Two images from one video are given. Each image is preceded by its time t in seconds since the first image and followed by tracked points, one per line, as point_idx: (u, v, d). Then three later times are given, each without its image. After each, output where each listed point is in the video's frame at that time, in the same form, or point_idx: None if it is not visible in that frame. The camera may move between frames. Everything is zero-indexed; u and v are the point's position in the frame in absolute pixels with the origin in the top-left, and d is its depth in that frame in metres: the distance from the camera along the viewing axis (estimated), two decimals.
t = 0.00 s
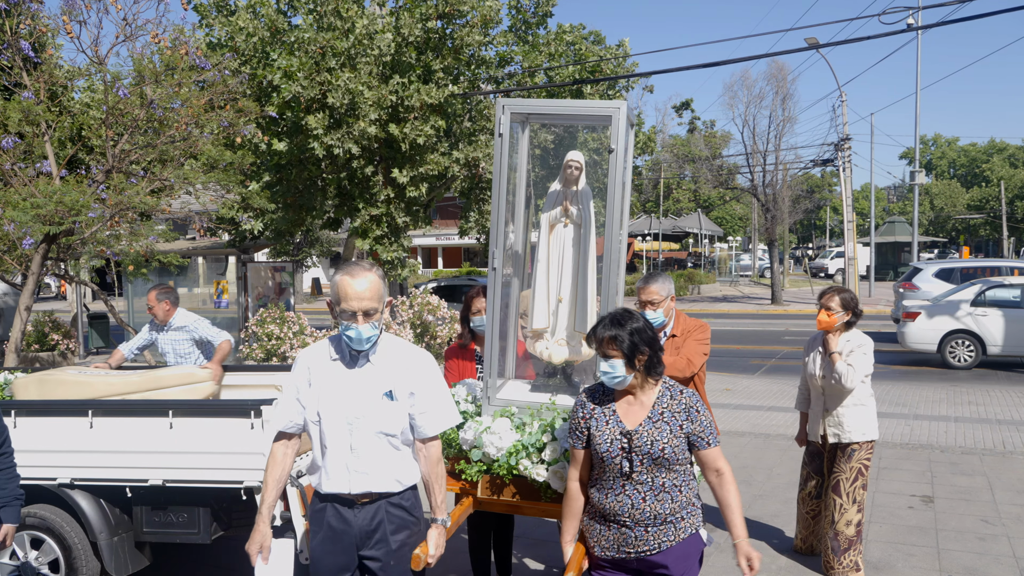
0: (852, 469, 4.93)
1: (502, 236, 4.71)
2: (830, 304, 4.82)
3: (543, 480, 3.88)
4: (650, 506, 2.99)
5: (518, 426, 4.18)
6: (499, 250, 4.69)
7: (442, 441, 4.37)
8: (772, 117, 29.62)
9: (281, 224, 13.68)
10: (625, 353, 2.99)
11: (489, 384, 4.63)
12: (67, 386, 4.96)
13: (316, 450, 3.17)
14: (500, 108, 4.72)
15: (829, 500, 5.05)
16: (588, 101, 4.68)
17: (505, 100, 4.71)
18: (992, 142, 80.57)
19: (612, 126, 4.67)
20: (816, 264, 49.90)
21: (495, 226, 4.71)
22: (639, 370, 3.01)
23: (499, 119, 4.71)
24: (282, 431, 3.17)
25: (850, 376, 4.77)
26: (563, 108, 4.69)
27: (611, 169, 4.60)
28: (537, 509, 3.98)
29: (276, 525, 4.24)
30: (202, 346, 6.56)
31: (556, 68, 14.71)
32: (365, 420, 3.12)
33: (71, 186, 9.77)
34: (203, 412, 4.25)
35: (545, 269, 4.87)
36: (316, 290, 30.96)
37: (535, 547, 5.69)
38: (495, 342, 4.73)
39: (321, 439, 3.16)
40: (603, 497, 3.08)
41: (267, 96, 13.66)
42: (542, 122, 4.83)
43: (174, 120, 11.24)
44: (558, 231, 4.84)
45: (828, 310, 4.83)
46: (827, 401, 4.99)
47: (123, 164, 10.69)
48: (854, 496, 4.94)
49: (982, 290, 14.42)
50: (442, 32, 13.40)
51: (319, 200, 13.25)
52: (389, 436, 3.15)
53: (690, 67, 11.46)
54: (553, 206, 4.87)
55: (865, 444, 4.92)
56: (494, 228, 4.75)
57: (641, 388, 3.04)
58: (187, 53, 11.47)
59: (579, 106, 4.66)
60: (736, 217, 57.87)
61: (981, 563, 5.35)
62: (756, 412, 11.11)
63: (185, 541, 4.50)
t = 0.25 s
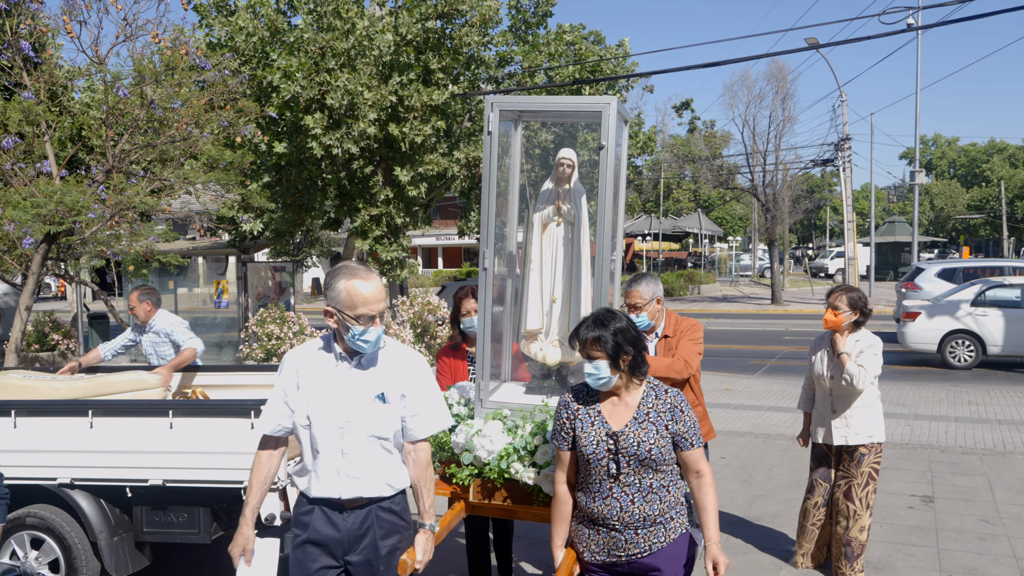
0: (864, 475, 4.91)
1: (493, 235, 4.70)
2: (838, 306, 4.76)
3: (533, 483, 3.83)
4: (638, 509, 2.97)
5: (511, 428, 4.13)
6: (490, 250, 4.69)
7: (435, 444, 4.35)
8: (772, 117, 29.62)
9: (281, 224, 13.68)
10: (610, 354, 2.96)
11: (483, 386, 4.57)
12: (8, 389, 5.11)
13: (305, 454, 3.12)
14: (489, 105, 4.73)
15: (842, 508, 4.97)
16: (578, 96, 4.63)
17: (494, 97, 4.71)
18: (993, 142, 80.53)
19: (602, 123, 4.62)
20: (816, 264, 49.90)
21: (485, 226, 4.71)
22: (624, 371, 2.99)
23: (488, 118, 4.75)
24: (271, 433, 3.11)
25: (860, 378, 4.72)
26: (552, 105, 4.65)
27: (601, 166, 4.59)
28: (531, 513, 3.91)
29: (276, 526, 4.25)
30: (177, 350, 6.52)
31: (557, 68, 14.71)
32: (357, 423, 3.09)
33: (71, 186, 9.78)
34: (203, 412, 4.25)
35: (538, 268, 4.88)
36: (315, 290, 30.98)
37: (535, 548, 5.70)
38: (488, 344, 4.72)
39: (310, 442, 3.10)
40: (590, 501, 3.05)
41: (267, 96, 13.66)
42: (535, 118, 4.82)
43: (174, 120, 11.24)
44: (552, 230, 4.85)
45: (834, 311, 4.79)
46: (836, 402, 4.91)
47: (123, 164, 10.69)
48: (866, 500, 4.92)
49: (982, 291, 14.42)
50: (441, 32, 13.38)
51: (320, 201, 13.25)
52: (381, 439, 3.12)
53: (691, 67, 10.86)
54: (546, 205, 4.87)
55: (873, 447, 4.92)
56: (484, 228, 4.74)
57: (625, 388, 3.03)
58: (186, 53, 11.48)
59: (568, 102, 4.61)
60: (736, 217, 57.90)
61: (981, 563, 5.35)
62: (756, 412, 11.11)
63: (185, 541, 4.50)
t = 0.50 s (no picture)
0: (867, 478, 4.80)
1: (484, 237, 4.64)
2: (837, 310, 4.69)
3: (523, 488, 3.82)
4: (628, 512, 2.93)
5: (501, 431, 4.09)
6: (481, 251, 4.63)
7: (423, 448, 4.30)
8: (772, 117, 29.61)
9: (281, 224, 13.67)
10: (604, 354, 2.96)
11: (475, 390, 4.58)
12: None
13: (279, 463, 3.02)
14: (480, 104, 4.69)
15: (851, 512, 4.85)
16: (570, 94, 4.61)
17: (484, 95, 4.69)
18: (992, 141, 80.52)
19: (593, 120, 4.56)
20: (816, 264, 49.91)
21: (477, 226, 4.65)
22: (618, 372, 2.99)
23: (477, 116, 4.69)
24: (242, 443, 3.01)
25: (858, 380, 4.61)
26: (544, 102, 4.62)
27: (594, 165, 4.52)
28: (522, 518, 3.88)
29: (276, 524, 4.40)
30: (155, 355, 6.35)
31: (557, 68, 14.71)
32: (334, 430, 3.00)
33: (71, 186, 9.78)
34: (203, 412, 4.25)
35: (531, 270, 4.75)
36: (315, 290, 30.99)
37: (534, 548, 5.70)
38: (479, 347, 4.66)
39: (284, 451, 3.01)
40: (579, 505, 3.01)
41: (267, 96, 13.65)
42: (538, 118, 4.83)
43: (174, 120, 11.23)
44: (545, 231, 4.74)
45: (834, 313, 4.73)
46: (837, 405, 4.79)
47: (123, 164, 10.71)
48: (869, 503, 4.84)
49: (982, 291, 14.42)
50: (441, 32, 13.37)
51: (320, 201, 13.25)
52: (359, 445, 3.03)
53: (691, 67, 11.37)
54: (539, 205, 4.76)
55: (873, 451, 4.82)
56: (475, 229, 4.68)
57: (618, 390, 3.02)
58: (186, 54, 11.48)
59: (559, 100, 4.55)
60: (736, 217, 57.91)
61: (981, 563, 5.35)
62: (756, 412, 11.11)
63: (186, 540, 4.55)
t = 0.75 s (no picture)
0: (861, 484, 4.62)
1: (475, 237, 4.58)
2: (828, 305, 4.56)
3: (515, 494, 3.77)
4: (620, 522, 2.90)
5: (493, 436, 4.06)
6: (472, 252, 4.57)
7: (413, 454, 4.26)
8: (772, 117, 29.61)
9: (281, 224, 13.68)
10: (604, 356, 2.94)
11: (468, 394, 4.53)
12: None
13: (255, 468, 2.96)
14: (469, 102, 4.64)
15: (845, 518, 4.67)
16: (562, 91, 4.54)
17: (474, 93, 4.62)
18: (993, 141, 80.53)
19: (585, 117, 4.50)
20: (816, 264, 49.92)
21: (467, 226, 4.59)
22: (617, 374, 2.97)
23: (467, 115, 4.63)
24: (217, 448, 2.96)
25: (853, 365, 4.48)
26: (536, 98, 4.56)
27: (586, 163, 4.47)
28: (514, 525, 3.86)
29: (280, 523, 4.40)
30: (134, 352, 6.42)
31: (557, 68, 14.71)
32: (311, 435, 2.93)
33: (71, 186, 9.79)
34: (203, 413, 4.26)
35: (525, 270, 4.75)
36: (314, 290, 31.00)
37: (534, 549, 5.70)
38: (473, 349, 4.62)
39: (261, 457, 2.95)
40: (572, 513, 2.99)
41: (267, 96, 13.66)
42: (537, 116, 4.72)
43: (174, 120, 11.22)
44: (539, 230, 4.74)
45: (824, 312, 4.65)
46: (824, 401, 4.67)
47: (123, 164, 10.71)
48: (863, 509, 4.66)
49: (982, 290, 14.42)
50: (441, 32, 13.36)
51: (320, 201, 13.25)
52: (338, 451, 2.96)
53: (691, 66, 11.64)
54: (532, 205, 4.76)
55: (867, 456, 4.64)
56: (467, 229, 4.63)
57: (616, 393, 2.99)
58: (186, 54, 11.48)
59: (551, 96, 4.52)
60: (736, 217, 57.91)
61: (981, 563, 5.35)
62: (756, 412, 11.11)
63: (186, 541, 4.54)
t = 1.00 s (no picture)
0: (840, 488, 4.56)
1: (466, 238, 4.55)
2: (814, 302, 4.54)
3: (508, 501, 3.77)
4: (615, 534, 2.84)
5: (485, 442, 4.05)
6: (462, 253, 4.54)
7: (406, 460, 4.24)
8: (772, 117, 29.63)
9: (281, 224, 13.67)
10: (604, 361, 2.90)
11: (461, 398, 4.48)
12: None
13: (248, 473, 2.96)
14: (456, 99, 4.56)
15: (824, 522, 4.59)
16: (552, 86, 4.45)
17: (461, 91, 4.55)
18: (992, 141, 80.54)
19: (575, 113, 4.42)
20: (816, 264, 49.94)
21: (456, 227, 4.56)
22: (617, 380, 2.93)
23: (455, 113, 4.55)
24: (210, 453, 2.95)
25: (838, 363, 4.42)
26: (525, 95, 4.48)
27: (577, 161, 4.41)
28: (507, 532, 3.85)
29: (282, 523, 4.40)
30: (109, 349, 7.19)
31: (557, 68, 14.71)
32: (304, 441, 2.92)
33: (71, 186, 9.78)
34: (203, 413, 4.26)
35: (518, 271, 4.73)
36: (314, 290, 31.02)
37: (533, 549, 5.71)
38: (466, 353, 4.58)
39: (253, 462, 2.95)
40: (567, 522, 2.93)
41: (266, 96, 13.65)
42: (535, 116, 4.66)
43: (173, 120, 11.22)
44: (532, 230, 4.71)
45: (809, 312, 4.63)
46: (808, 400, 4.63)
47: (123, 164, 10.71)
48: (844, 513, 4.59)
49: (982, 290, 14.42)
50: (441, 32, 13.36)
51: (319, 200, 13.23)
52: (331, 457, 2.95)
53: (690, 67, 12.31)
54: (525, 204, 4.73)
55: (850, 459, 4.57)
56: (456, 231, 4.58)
57: (616, 400, 2.94)
58: (186, 53, 11.47)
59: (541, 93, 4.43)
60: (736, 217, 57.90)
61: (981, 563, 5.36)
62: (756, 412, 11.11)
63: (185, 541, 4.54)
